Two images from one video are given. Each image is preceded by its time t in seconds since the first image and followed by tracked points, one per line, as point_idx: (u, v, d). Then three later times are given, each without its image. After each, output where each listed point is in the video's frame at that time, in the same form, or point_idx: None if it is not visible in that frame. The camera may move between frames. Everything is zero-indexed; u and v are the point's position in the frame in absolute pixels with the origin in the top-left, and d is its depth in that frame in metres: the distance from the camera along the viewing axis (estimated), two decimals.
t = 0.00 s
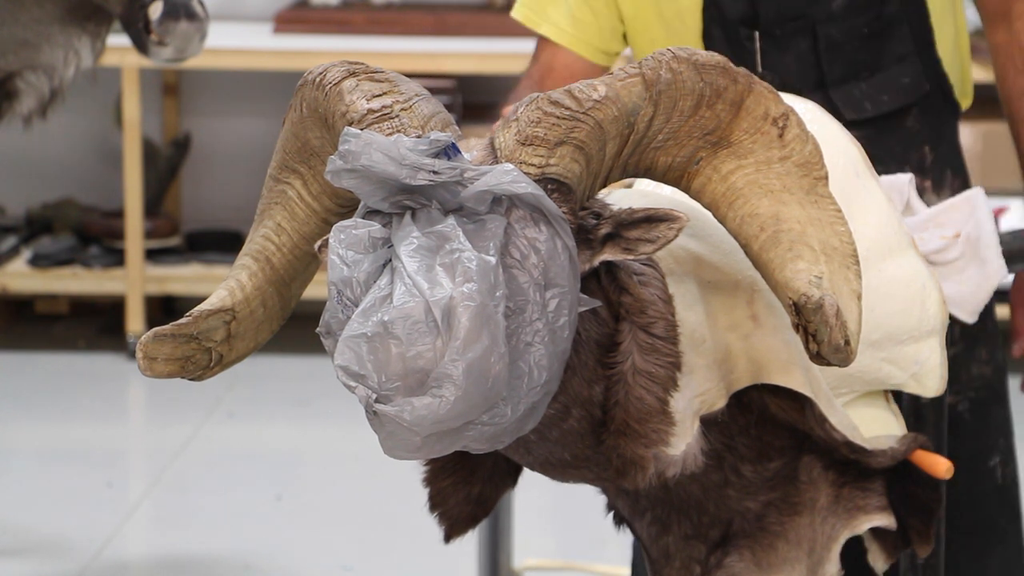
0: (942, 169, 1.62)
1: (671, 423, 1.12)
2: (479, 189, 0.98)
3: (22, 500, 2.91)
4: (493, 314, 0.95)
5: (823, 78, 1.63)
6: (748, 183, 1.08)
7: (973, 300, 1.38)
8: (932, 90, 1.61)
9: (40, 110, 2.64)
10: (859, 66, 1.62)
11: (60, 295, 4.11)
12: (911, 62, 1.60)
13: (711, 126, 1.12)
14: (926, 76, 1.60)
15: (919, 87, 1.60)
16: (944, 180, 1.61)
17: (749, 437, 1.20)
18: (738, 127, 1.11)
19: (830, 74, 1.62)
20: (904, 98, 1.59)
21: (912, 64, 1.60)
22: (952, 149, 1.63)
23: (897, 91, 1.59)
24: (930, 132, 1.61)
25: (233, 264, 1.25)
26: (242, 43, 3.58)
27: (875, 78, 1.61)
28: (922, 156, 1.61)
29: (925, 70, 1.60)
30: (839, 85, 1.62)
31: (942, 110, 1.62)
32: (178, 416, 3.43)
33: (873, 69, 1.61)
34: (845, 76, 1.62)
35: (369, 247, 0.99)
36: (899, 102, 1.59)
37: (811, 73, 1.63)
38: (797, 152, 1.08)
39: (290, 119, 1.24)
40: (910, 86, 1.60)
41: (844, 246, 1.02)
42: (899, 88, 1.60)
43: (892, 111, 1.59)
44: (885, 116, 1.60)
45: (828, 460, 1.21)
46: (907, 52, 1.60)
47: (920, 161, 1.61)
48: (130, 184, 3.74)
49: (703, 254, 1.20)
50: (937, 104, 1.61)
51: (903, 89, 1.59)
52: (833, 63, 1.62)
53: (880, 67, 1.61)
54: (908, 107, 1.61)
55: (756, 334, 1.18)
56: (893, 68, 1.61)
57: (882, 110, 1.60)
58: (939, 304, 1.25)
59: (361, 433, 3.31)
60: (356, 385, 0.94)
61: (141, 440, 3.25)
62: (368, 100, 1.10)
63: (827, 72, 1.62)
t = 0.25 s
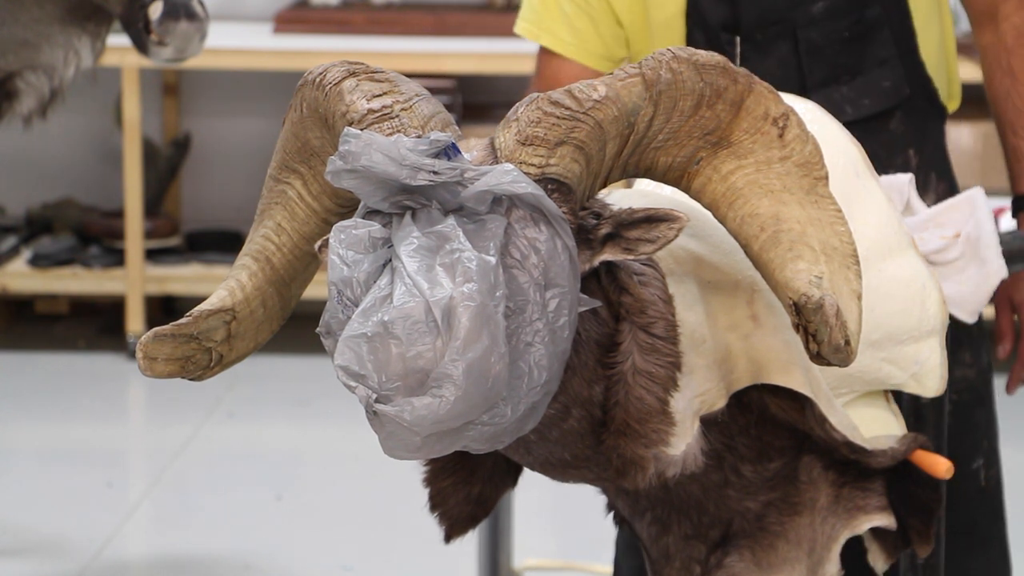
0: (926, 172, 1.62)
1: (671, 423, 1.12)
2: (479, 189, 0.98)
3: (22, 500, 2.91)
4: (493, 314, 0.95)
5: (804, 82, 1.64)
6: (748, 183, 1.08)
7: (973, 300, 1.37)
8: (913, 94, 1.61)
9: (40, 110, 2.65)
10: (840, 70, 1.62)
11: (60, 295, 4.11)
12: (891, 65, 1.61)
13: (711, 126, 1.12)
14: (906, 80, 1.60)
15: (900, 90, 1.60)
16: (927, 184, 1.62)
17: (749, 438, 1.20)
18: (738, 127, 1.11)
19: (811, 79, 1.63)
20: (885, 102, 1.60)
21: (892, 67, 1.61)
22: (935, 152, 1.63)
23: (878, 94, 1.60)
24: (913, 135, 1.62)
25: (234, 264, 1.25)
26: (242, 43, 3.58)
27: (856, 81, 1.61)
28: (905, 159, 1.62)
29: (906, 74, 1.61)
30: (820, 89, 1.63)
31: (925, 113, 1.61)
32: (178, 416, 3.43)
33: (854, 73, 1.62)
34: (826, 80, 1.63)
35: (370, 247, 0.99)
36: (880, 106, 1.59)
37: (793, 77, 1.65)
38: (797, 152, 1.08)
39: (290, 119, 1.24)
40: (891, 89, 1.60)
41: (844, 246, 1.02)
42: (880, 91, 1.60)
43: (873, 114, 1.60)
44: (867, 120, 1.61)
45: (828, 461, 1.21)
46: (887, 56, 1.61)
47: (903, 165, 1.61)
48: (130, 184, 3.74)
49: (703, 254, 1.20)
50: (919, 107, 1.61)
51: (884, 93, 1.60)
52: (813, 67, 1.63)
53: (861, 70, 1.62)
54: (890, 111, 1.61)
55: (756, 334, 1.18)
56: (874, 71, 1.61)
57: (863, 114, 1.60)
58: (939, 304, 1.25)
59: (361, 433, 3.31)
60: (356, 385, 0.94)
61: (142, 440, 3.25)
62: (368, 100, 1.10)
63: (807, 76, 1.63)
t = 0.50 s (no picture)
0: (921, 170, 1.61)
1: (671, 423, 1.12)
2: (478, 189, 0.98)
3: (22, 500, 2.91)
4: (493, 314, 0.95)
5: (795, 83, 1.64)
6: (748, 183, 1.08)
7: (972, 301, 1.37)
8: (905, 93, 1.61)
9: (40, 110, 2.65)
10: (831, 71, 1.63)
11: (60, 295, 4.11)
12: (882, 66, 1.61)
13: (711, 126, 1.12)
14: (897, 80, 1.60)
15: (891, 91, 1.60)
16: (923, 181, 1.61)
17: (749, 438, 1.21)
18: (738, 127, 1.11)
19: (801, 81, 1.63)
20: (876, 103, 1.59)
21: (884, 67, 1.61)
22: (931, 150, 1.62)
23: (869, 95, 1.59)
24: (908, 132, 1.61)
25: (233, 264, 1.25)
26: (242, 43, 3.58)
27: (847, 82, 1.61)
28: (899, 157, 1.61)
29: (897, 74, 1.60)
30: (811, 90, 1.63)
31: (919, 111, 1.61)
32: (178, 416, 3.43)
33: (844, 75, 1.62)
34: (817, 81, 1.63)
35: (369, 247, 0.99)
36: (872, 106, 1.59)
37: (783, 79, 1.65)
38: (797, 152, 1.08)
39: (290, 119, 1.24)
40: (882, 90, 1.60)
41: (844, 246, 1.02)
42: (872, 92, 1.60)
43: (864, 115, 1.59)
44: (859, 120, 1.60)
45: (828, 460, 1.21)
46: (878, 57, 1.61)
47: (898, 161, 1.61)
48: (130, 184, 3.74)
49: (703, 254, 1.20)
50: (913, 105, 1.61)
51: (875, 94, 1.59)
52: (803, 68, 1.64)
53: (851, 72, 1.62)
54: (884, 110, 1.60)
55: (756, 334, 1.18)
56: (865, 72, 1.61)
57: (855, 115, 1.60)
58: (939, 304, 1.25)
59: (361, 433, 3.31)
60: (356, 384, 0.94)
61: (142, 440, 3.25)
62: (368, 100, 1.10)
63: (798, 78, 1.64)
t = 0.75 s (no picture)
0: (933, 170, 1.59)
1: (671, 423, 1.12)
2: (479, 190, 0.98)
3: (22, 500, 2.91)
4: (493, 314, 0.95)
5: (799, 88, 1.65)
6: (748, 183, 1.08)
7: (972, 300, 1.37)
8: (913, 93, 1.58)
9: (40, 110, 2.65)
10: (835, 75, 1.63)
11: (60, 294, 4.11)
12: (888, 65, 1.59)
13: (711, 126, 1.12)
14: (903, 81, 1.58)
15: (896, 92, 1.58)
16: (934, 182, 1.59)
17: (749, 438, 1.21)
18: (738, 127, 1.11)
19: (805, 85, 1.64)
20: (880, 105, 1.58)
21: (889, 67, 1.59)
22: (944, 148, 1.60)
23: (873, 98, 1.58)
24: (918, 132, 1.59)
25: (234, 264, 1.25)
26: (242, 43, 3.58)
27: (851, 86, 1.60)
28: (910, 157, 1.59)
29: (904, 75, 1.58)
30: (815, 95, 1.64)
31: (928, 109, 1.59)
32: (178, 416, 3.43)
33: (848, 78, 1.61)
34: (821, 86, 1.63)
35: (369, 247, 0.99)
36: (877, 109, 1.58)
37: (786, 83, 1.67)
38: (797, 152, 1.08)
39: (290, 119, 1.24)
40: (887, 92, 1.58)
41: (844, 246, 1.02)
42: (876, 94, 1.58)
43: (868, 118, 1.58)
44: (864, 123, 1.60)
45: (828, 460, 1.21)
46: (884, 58, 1.59)
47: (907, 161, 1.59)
48: (130, 184, 3.74)
49: (703, 255, 1.20)
50: (921, 105, 1.59)
51: (880, 96, 1.58)
52: (806, 73, 1.64)
53: (856, 74, 1.61)
54: (891, 111, 1.59)
55: (756, 334, 1.18)
56: (870, 74, 1.59)
57: (860, 117, 1.59)
58: (939, 304, 1.25)
59: (361, 433, 3.31)
60: (356, 385, 0.94)
61: (142, 440, 3.25)
62: (368, 100, 1.10)
63: (801, 83, 1.64)
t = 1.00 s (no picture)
0: (925, 167, 1.60)
1: (671, 423, 1.12)
2: (478, 190, 0.98)
3: (21, 500, 2.90)
4: (493, 314, 0.95)
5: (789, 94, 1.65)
6: (748, 183, 1.08)
7: (973, 300, 1.37)
8: (904, 93, 1.60)
9: (39, 110, 2.64)
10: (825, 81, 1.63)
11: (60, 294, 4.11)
12: (877, 68, 1.60)
13: (710, 126, 1.12)
14: (893, 83, 1.60)
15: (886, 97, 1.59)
16: (927, 180, 1.61)
17: (749, 438, 1.21)
18: (738, 127, 1.11)
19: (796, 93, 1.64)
20: (872, 110, 1.58)
21: (879, 71, 1.60)
22: (937, 144, 1.61)
23: (864, 103, 1.59)
24: (910, 129, 1.60)
25: (233, 264, 1.25)
26: (241, 43, 3.58)
27: (841, 91, 1.61)
28: (903, 155, 1.61)
29: (895, 77, 1.60)
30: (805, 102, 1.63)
31: (919, 107, 1.60)
32: (178, 416, 3.43)
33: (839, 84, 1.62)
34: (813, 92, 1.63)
35: (369, 247, 0.99)
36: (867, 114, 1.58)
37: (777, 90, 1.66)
38: (797, 152, 1.08)
39: (290, 119, 1.24)
40: (877, 96, 1.59)
41: (843, 246, 1.02)
42: (868, 99, 1.59)
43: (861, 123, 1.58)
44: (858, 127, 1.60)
45: (828, 461, 1.21)
46: (873, 62, 1.60)
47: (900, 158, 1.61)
48: (130, 184, 3.74)
49: (703, 254, 1.20)
50: (913, 103, 1.60)
51: (870, 100, 1.59)
52: (798, 81, 1.64)
53: (846, 80, 1.62)
54: (881, 115, 1.60)
55: (756, 334, 1.18)
56: (859, 78, 1.61)
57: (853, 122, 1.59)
58: (939, 303, 1.25)
59: (361, 433, 3.30)
60: (356, 384, 0.94)
61: (142, 440, 3.25)
62: (368, 100, 1.10)
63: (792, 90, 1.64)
